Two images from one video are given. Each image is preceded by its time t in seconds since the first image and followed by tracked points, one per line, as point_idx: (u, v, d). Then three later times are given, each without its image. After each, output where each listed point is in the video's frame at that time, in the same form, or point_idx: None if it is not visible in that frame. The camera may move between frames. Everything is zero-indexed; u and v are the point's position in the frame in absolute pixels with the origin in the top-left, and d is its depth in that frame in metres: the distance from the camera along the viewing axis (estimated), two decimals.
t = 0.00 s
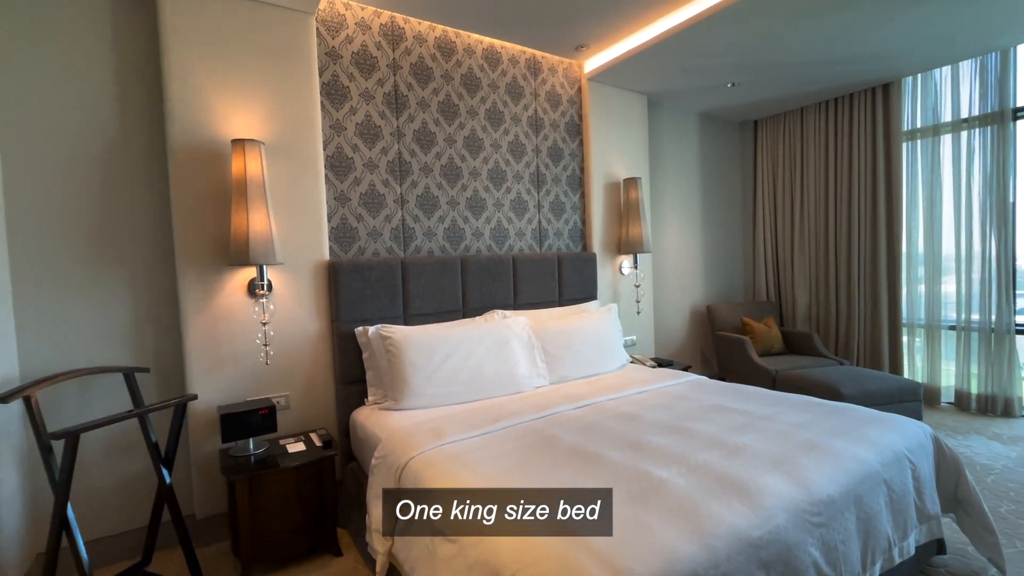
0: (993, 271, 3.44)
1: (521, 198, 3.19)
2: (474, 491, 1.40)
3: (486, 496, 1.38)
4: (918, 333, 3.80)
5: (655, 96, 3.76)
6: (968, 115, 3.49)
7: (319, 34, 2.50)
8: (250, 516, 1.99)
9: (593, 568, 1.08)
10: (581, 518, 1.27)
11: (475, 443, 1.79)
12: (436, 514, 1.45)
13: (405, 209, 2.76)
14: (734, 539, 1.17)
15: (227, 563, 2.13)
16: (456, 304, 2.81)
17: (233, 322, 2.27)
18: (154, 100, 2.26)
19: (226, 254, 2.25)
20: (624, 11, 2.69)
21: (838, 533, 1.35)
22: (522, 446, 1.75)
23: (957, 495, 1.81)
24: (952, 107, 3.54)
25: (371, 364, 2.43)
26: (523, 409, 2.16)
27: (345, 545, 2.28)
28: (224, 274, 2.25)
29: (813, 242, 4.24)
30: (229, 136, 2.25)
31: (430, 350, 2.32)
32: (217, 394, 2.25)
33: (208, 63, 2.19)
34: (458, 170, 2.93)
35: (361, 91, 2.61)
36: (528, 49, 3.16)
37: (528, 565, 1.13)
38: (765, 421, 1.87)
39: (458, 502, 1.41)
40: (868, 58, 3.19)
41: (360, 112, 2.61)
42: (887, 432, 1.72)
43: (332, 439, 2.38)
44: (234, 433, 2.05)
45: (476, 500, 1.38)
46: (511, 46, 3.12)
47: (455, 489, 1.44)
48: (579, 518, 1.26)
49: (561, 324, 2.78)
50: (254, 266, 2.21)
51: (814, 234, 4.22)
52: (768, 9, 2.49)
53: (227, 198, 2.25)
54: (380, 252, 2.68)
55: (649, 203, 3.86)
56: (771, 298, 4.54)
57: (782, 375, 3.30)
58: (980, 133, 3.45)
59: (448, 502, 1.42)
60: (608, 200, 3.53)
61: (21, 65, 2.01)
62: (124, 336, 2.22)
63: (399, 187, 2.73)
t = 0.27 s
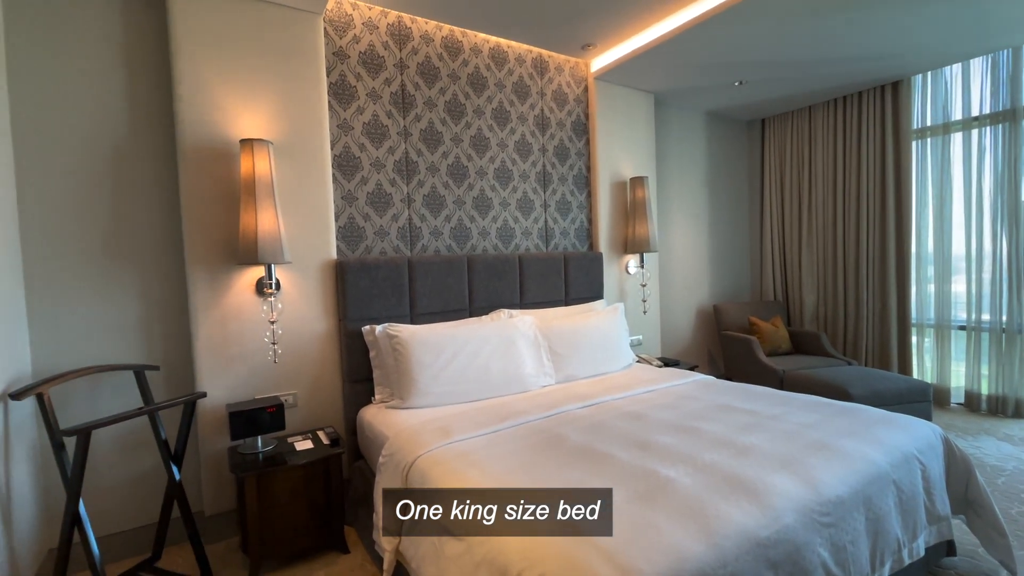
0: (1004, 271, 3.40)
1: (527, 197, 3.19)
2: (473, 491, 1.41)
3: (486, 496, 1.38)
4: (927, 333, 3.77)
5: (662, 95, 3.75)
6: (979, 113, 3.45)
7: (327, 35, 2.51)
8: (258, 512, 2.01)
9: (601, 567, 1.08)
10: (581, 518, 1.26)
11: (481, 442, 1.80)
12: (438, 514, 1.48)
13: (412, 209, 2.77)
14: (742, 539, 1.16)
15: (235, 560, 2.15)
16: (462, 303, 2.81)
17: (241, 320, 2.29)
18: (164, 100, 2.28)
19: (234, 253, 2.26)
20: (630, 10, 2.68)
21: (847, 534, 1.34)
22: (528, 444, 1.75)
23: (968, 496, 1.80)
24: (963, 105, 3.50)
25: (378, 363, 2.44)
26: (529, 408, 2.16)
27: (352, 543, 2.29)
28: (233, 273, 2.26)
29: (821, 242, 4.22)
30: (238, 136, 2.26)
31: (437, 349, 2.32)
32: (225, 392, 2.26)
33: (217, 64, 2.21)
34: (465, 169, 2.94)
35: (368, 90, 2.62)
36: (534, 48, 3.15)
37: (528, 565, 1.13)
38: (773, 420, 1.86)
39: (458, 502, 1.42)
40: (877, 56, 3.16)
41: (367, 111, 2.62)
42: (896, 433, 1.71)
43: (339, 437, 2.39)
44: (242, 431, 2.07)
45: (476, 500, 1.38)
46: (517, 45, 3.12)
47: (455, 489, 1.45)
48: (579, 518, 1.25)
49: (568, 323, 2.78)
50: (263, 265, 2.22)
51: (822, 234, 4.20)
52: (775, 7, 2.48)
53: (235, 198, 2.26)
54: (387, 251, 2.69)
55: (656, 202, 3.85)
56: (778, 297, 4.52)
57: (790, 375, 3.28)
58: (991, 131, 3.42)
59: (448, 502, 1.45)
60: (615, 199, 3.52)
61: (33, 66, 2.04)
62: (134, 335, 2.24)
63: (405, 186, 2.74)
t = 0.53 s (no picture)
0: (1008, 271, 3.40)
1: (529, 197, 3.19)
2: (474, 491, 1.41)
3: (486, 496, 1.39)
4: (930, 332, 3.77)
5: (664, 94, 3.74)
6: (983, 112, 3.44)
7: (329, 34, 2.51)
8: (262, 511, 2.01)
9: (604, 566, 1.08)
10: (581, 519, 1.27)
11: (484, 441, 1.80)
12: (439, 513, 1.48)
13: (414, 208, 2.77)
14: (745, 539, 1.16)
15: (238, 558, 2.16)
16: (464, 302, 2.82)
17: (244, 319, 2.29)
18: (167, 100, 2.29)
19: (237, 252, 2.27)
20: (633, 9, 2.68)
21: (850, 533, 1.34)
22: (530, 444, 1.75)
23: (971, 496, 1.80)
24: (967, 104, 3.49)
25: (381, 362, 2.45)
26: (532, 407, 2.16)
27: (354, 542, 2.29)
28: (236, 272, 2.27)
29: (824, 241, 4.21)
30: (241, 136, 2.26)
31: (439, 348, 2.33)
32: (228, 391, 2.27)
33: (221, 63, 2.21)
34: (467, 169, 2.94)
35: (371, 90, 2.62)
36: (537, 47, 3.15)
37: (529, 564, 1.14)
38: (775, 420, 1.86)
39: (458, 502, 1.42)
40: (881, 55, 3.15)
41: (369, 111, 2.62)
42: (899, 433, 1.70)
43: (342, 436, 2.40)
44: (246, 430, 2.07)
45: (476, 500, 1.39)
46: (520, 44, 3.12)
47: (456, 489, 1.46)
48: (579, 518, 1.25)
49: (569, 322, 2.78)
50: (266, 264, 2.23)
51: (825, 233, 4.19)
52: (779, 7, 2.48)
53: (238, 197, 2.27)
54: (390, 250, 2.69)
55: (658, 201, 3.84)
56: (781, 297, 4.51)
57: (792, 375, 3.28)
58: (995, 131, 3.41)
59: (448, 502, 1.45)
60: (617, 198, 3.52)
61: (38, 65, 2.04)
62: (137, 334, 2.24)
63: (408, 186, 2.74)
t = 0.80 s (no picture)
0: (1002, 270, 3.41)
1: (527, 195, 3.18)
2: (472, 491, 1.41)
3: (487, 496, 1.39)
4: (926, 332, 3.79)
5: (662, 93, 3.75)
6: (978, 112, 3.46)
7: (326, 32, 2.50)
8: (259, 511, 2.01)
9: (602, 566, 1.08)
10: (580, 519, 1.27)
11: (481, 440, 1.80)
12: (437, 513, 1.48)
13: (412, 207, 2.76)
14: (742, 538, 1.17)
15: (235, 558, 2.15)
16: (462, 301, 2.81)
17: (241, 318, 2.28)
18: (163, 97, 2.27)
19: (234, 251, 2.26)
20: (631, 8, 2.68)
21: (846, 532, 1.35)
22: (528, 443, 1.75)
23: (967, 494, 1.81)
24: (962, 104, 3.51)
25: (378, 361, 2.44)
26: (530, 406, 2.16)
27: (352, 541, 2.29)
28: (232, 271, 2.26)
29: (820, 241, 4.22)
30: (237, 134, 2.25)
31: (437, 347, 2.32)
32: (225, 390, 2.26)
33: (218, 61, 2.20)
34: (465, 168, 2.93)
35: (368, 88, 2.61)
36: (534, 45, 3.15)
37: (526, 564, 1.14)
38: (772, 419, 1.86)
39: (458, 502, 1.42)
40: (877, 54, 3.16)
41: (366, 109, 2.61)
42: (895, 431, 1.71)
43: (339, 435, 2.39)
44: (242, 429, 2.07)
45: (476, 500, 1.38)
46: (517, 43, 3.11)
47: (454, 489, 1.45)
48: (579, 518, 1.25)
49: (567, 321, 2.78)
50: (262, 263, 2.22)
51: (821, 232, 4.20)
52: (776, 6, 2.48)
53: (235, 195, 2.26)
54: (387, 249, 2.69)
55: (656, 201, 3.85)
56: (777, 296, 4.52)
57: (789, 374, 3.29)
58: (990, 130, 3.42)
59: (447, 502, 1.45)
60: (615, 197, 3.52)
61: (32, 62, 2.03)
62: (133, 333, 2.23)
63: (406, 184, 2.74)
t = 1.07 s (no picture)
0: (987, 270, 3.47)
1: (519, 195, 3.18)
2: (465, 491, 1.41)
3: (486, 496, 1.38)
4: (913, 330, 3.83)
5: (654, 93, 3.76)
6: (964, 113, 3.50)
7: (317, 29, 2.48)
8: (248, 512, 1.99)
9: (595, 566, 1.08)
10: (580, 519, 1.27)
11: (473, 440, 1.79)
12: (431, 513, 1.47)
13: (403, 206, 2.75)
14: (733, 536, 1.17)
15: (224, 560, 2.13)
16: (454, 300, 2.80)
17: (230, 318, 2.26)
18: (150, 93, 2.24)
19: (222, 250, 2.23)
20: (623, 8, 2.68)
21: (835, 529, 1.36)
22: (520, 442, 1.75)
23: (952, 491, 1.83)
24: (948, 106, 3.56)
25: (369, 360, 2.43)
26: (522, 405, 2.16)
27: (343, 541, 2.28)
28: (221, 270, 2.23)
29: (809, 240, 4.26)
30: (226, 132, 2.23)
31: (428, 346, 2.32)
32: (214, 391, 2.23)
33: (207, 58, 2.18)
34: (457, 166, 2.92)
35: (359, 86, 2.59)
36: (526, 44, 3.14)
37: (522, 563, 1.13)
38: (762, 417, 1.87)
39: (456, 502, 1.40)
40: (866, 56, 3.19)
41: (357, 107, 2.59)
42: (883, 428, 1.73)
43: (329, 435, 2.37)
44: (232, 430, 2.04)
45: (476, 500, 1.37)
46: (509, 42, 3.11)
47: (447, 489, 1.45)
48: (579, 518, 1.25)
49: (559, 320, 2.78)
50: (252, 262, 2.20)
51: (811, 232, 4.24)
52: (767, 7, 2.49)
53: (224, 193, 2.23)
54: (378, 248, 2.67)
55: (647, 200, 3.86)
56: (767, 295, 4.56)
57: (778, 372, 3.31)
58: (976, 132, 3.47)
59: (445, 502, 1.43)
60: (607, 197, 3.53)
61: (15, 57, 1.99)
62: (120, 333, 2.20)
63: (397, 183, 2.72)
